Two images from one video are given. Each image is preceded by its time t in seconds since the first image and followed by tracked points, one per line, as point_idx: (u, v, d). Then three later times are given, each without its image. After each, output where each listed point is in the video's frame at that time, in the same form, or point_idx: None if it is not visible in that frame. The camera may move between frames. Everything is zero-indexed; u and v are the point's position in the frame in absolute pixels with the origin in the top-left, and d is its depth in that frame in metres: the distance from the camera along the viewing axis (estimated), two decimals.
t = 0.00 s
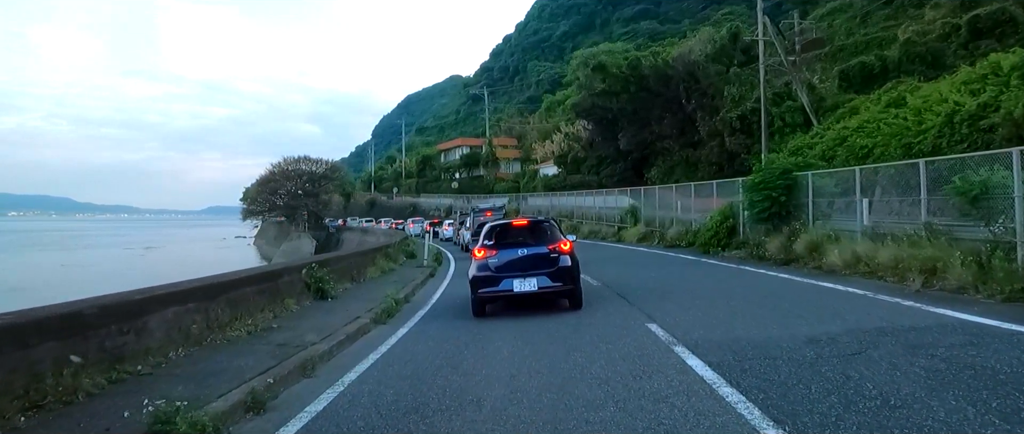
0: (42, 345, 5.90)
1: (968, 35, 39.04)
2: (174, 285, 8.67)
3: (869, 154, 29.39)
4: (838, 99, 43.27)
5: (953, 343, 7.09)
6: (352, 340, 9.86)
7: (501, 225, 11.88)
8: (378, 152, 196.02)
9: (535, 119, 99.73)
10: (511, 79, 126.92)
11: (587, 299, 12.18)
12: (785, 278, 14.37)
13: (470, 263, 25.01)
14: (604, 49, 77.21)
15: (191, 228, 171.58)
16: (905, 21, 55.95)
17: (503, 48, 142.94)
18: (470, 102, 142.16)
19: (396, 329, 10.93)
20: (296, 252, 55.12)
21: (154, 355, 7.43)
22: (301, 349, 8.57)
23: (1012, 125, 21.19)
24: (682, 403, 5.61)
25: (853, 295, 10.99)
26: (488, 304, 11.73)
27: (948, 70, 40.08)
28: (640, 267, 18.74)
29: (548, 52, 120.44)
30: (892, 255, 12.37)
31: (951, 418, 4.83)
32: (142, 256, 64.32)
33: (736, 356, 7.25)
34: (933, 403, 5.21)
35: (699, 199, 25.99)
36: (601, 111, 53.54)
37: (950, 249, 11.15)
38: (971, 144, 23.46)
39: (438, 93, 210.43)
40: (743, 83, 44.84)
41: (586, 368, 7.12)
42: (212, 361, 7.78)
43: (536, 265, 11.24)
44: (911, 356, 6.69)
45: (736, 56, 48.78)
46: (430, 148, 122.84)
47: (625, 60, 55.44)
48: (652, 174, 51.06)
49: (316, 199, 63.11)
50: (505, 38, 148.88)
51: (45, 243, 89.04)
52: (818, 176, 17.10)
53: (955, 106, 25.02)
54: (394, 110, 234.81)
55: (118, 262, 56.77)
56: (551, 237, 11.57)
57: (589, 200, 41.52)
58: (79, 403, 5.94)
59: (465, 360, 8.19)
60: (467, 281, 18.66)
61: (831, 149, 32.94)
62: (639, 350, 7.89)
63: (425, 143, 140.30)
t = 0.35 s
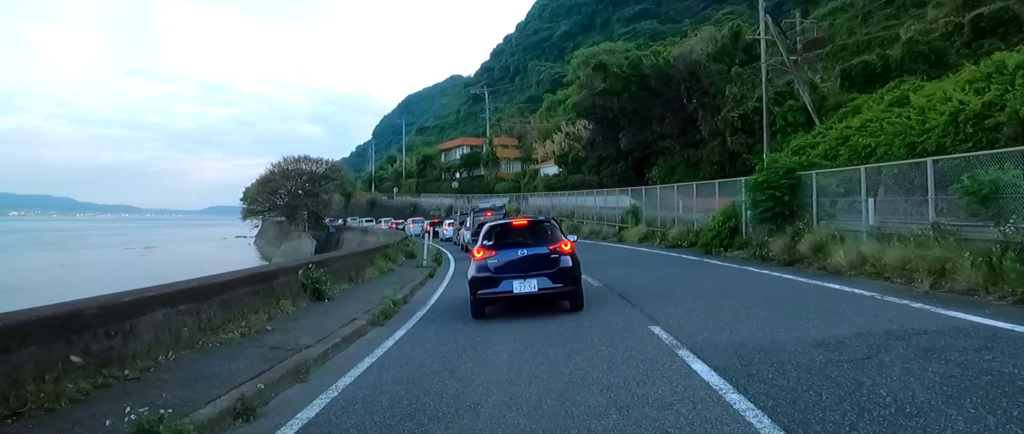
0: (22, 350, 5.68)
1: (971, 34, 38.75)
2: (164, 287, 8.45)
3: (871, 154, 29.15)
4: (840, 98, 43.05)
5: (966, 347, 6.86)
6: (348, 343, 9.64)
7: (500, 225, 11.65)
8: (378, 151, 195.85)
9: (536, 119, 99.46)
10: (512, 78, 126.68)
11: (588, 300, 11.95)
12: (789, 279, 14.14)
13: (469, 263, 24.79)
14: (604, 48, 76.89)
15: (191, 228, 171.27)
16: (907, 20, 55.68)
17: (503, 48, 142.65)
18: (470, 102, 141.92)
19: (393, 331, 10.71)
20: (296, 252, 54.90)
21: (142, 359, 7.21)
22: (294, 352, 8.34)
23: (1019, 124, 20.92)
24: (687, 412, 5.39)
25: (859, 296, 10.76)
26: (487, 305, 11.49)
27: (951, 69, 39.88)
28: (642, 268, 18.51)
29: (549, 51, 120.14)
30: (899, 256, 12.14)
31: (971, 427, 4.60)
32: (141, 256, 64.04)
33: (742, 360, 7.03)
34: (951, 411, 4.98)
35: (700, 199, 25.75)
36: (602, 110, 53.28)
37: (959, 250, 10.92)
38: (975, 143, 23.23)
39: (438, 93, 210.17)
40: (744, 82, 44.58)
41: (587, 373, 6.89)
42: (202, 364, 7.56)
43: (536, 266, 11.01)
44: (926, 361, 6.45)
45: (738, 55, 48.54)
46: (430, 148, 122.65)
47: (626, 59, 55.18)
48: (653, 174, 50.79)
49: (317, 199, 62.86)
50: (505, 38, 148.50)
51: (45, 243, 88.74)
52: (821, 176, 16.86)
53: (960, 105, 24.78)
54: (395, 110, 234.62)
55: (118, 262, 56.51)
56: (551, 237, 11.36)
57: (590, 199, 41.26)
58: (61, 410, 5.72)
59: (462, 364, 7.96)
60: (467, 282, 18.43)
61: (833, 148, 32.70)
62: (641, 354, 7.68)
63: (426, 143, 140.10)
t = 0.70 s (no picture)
0: (11, 352, 5.56)
1: (973, 33, 38.47)
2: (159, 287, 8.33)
3: (873, 154, 29.04)
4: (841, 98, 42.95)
5: (975, 350, 6.72)
6: (346, 344, 9.52)
7: (500, 225, 11.54)
8: (379, 151, 195.74)
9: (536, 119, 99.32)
10: (512, 78, 126.49)
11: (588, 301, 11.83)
12: (792, 280, 14.01)
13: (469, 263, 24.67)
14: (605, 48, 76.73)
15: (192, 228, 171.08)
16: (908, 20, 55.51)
17: (503, 48, 142.46)
18: (471, 102, 141.77)
19: (392, 333, 10.58)
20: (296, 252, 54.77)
21: (136, 360, 7.08)
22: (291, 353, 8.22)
23: (1021, 124, 20.79)
24: (691, 416, 5.26)
25: (863, 298, 10.64)
26: (487, 306, 11.37)
27: (953, 68, 39.74)
28: (643, 268, 18.40)
29: (549, 51, 119.90)
30: (903, 257, 12.02)
31: None
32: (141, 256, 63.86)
33: (746, 363, 6.90)
34: (961, 417, 4.85)
35: (701, 199, 25.62)
36: (602, 110, 53.15)
37: (964, 250, 10.79)
38: (978, 143, 23.10)
39: (439, 92, 210.01)
40: (745, 82, 44.45)
41: (588, 376, 6.77)
42: (197, 365, 7.45)
43: (536, 266, 10.89)
44: (934, 364, 6.33)
45: (739, 55, 48.40)
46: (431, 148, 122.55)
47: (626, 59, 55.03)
48: (654, 174, 50.62)
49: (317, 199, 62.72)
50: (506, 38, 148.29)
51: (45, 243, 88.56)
52: (824, 175, 16.73)
53: (962, 104, 24.65)
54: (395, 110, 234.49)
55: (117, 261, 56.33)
56: (552, 238, 11.24)
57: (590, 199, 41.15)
58: (50, 414, 5.60)
59: (462, 366, 7.84)
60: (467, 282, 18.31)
61: (835, 148, 32.59)
62: (643, 356, 7.56)
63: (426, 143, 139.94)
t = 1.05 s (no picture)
0: (10, 353, 5.56)
1: (974, 33, 38.26)
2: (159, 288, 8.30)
3: (874, 154, 29.03)
4: (841, 98, 42.97)
5: (973, 349, 6.74)
6: (346, 346, 9.50)
7: (500, 226, 11.54)
8: (379, 151, 195.83)
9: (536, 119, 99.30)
10: (512, 78, 126.54)
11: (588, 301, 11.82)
12: (794, 280, 14.01)
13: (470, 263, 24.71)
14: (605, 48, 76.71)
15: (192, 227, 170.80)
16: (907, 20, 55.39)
17: (503, 48, 142.35)
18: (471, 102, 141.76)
19: (392, 333, 10.56)
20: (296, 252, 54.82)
21: (135, 361, 7.07)
22: (290, 355, 8.18)
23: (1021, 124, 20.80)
24: (691, 417, 5.25)
25: (863, 298, 10.63)
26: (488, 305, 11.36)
27: (952, 69, 39.73)
28: (643, 268, 18.40)
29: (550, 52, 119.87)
30: (903, 257, 12.03)
31: None
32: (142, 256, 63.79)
33: (747, 363, 6.88)
34: (961, 417, 4.84)
35: (701, 199, 25.62)
36: (602, 110, 53.20)
37: (963, 251, 10.78)
38: (978, 143, 23.09)
39: (439, 92, 210.10)
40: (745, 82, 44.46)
41: (588, 377, 6.75)
42: (197, 367, 7.44)
43: (537, 266, 10.87)
44: (935, 363, 6.32)
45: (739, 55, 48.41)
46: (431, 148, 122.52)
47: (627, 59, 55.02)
48: (654, 175, 50.59)
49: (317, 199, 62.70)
50: (505, 38, 148.21)
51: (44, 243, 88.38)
52: (824, 177, 16.72)
53: (963, 104, 24.63)
54: (395, 110, 234.53)
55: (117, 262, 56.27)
56: (552, 238, 11.24)
57: (590, 200, 41.20)
58: (50, 415, 5.58)
59: (462, 367, 7.83)
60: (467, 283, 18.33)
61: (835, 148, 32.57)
62: (643, 356, 7.55)
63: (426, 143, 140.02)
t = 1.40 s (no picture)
0: (10, 353, 5.57)
1: (974, 33, 38.06)
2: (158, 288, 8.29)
3: (873, 154, 29.03)
4: (841, 98, 42.97)
5: (974, 350, 6.73)
6: (346, 345, 9.49)
7: (500, 226, 11.54)
8: (379, 151, 195.73)
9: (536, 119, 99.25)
10: (512, 78, 126.52)
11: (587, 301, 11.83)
12: (794, 280, 14.01)
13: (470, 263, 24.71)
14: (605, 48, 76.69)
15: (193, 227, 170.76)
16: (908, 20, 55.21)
17: (503, 49, 142.30)
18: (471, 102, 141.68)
19: (392, 333, 10.57)
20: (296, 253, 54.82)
21: (134, 360, 7.07)
22: (290, 355, 8.19)
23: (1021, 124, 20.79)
24: (691, 417, 5.25)
25: (862, 298, 10.63)
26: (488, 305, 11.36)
27: (953, 69, 39.69)
28: (643, 269, 18.39)
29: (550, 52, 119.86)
30: (903, 257, 12.04)
31: None
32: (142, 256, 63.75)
33: (747, 364, 6.87)
34: (961, 418, 4.84)
35: (701, 199, 25.60)
36: (602, 110, 53.19)
37: (964, 251, 10.77)
38: (978, 143, 23.08)
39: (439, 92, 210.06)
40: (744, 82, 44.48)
41: (588, 377, 6.76)
42: (196, 367, 7.44)
43: (537, 266, 10.87)
44: (935, 364, 6.32)
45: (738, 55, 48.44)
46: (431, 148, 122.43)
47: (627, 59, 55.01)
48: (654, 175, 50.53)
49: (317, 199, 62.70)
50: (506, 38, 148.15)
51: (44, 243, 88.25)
52: (824, 177, 16.71)
53: (963, 104, 24.61)
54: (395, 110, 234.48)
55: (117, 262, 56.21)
56: (551, 238, 11.24)
57: (590, 200, 41.20)
58: (50, 415, 5.58)
59: (462, 367, 7.83)
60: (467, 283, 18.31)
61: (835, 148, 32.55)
62: (644, 357, 7.54)
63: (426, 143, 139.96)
